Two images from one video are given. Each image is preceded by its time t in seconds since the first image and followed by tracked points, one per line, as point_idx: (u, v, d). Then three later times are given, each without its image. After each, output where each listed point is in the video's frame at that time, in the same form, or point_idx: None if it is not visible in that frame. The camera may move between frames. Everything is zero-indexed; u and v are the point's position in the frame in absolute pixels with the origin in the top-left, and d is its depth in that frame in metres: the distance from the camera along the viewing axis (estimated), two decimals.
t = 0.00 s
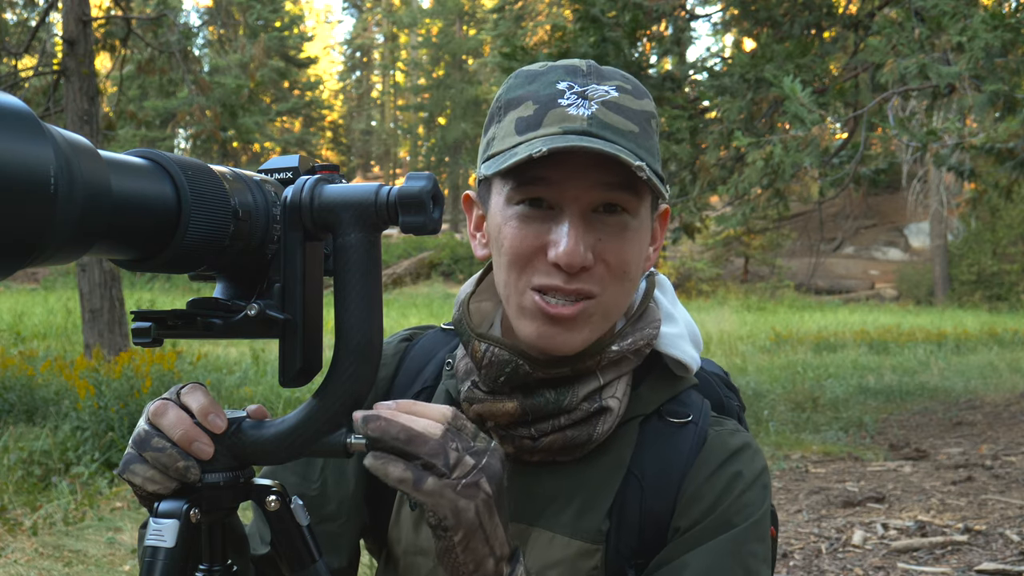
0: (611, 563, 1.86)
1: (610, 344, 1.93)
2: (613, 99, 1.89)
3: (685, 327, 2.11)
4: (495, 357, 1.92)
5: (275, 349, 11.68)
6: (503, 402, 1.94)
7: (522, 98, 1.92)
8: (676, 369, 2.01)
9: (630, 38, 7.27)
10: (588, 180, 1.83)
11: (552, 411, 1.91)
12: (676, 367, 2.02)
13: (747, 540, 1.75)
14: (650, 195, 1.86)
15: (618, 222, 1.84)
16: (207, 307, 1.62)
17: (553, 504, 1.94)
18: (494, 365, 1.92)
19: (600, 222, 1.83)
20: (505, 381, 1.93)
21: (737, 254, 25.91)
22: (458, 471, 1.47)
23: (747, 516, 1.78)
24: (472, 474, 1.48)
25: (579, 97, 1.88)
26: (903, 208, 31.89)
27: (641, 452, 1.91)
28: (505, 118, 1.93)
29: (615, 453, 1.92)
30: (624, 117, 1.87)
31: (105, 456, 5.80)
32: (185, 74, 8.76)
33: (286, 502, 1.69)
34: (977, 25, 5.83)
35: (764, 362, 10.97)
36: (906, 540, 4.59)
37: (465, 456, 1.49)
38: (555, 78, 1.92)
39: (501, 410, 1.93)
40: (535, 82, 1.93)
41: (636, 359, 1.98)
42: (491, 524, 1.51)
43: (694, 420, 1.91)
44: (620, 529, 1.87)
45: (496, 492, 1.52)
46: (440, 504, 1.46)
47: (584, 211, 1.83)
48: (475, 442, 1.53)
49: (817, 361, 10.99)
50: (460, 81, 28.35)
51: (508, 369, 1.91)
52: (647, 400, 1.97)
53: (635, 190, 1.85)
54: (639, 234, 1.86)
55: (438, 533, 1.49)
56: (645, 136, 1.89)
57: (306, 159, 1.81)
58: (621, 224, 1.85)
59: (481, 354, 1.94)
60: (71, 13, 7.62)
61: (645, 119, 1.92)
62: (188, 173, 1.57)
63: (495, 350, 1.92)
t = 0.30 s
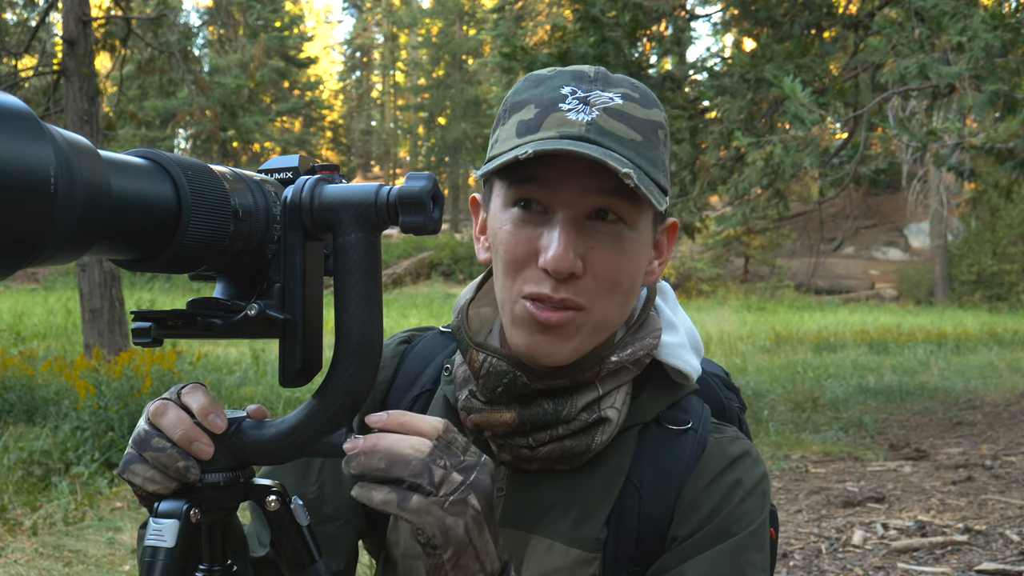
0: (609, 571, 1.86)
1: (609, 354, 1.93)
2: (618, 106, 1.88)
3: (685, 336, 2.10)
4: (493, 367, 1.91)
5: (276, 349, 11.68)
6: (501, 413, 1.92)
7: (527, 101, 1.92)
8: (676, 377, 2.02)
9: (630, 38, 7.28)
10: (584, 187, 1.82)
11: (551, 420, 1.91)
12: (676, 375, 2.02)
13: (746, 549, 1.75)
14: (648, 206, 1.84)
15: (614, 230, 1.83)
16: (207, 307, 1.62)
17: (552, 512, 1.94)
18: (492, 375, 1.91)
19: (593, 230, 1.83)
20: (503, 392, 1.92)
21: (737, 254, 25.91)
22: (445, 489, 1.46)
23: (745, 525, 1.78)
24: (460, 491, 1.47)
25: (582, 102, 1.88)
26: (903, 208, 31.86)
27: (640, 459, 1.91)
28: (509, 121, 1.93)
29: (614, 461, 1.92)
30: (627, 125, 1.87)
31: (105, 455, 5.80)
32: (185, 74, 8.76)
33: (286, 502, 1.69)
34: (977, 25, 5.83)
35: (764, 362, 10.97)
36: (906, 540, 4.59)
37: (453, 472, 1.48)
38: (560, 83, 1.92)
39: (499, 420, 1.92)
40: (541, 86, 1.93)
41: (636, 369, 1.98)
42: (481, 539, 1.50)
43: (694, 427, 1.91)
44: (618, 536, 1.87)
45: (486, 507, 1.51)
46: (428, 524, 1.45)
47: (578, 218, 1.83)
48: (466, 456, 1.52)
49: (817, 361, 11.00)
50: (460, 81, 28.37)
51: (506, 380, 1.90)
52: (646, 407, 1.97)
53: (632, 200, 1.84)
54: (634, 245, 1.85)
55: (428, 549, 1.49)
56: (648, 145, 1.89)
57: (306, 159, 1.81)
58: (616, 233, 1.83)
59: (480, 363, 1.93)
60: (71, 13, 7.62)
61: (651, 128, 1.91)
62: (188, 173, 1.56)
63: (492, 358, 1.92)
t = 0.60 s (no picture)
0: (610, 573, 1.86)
1: (613, 360, 1.93)
2: (625, 113, 1.89)
3: (687, 339, 2.10)
4: (495, 372, 1.90)
5: (275, 349, 11.68)
6: (503, 417, 1.92)
7: (535, 104, 1.92)
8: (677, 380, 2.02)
9: (630, 38, 7.29)
10: (587, 193, 1.82)
11: (553, 424, 1.91)
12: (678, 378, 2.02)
13: (746, 551, 1.76)
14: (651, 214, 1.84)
15: (615, 237, 1.84)
16: (207, 307, 1.62)
17: (553, 515, 1.94)
18: (494, 380, 1.90)
19: (595, 235, 1.83)
20: (506, 396, 1.91)
21: (737, 254, 25.92)
22: (437, 493, 1.46)
23: (744, 527, 1.79)
24: (453, 496, 1.46)
25: (589, 107, 1.88)
26: (903, 208, 31.85)
27: (640, 461, 1.91)
28: (516, 124, 1.93)
29: (616, 463, 1.92)
30: (633, 131, 1.87)
31: (105, 456, 5.80)
32: (185, 74, 8.76)
33: (286, 502, 1.68)
34: (977, 25, 5.83)
35: (764, 362, 10.97)
36: (906, 540, 4.59)
37: (446, 476, 1.47)
38: (568, 86, 1.92)
39: (501, 425, 1.92)
40: (550, 89, 1.94)
41: (638, 374, 1.98)
42: (472, 545, 1.49)
43: (694, 429, 1.92)
44: (618, 538, 1.86)
45: (478, 512, 1.50)
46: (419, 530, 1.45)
47: (580, 223, 1.83)
48: (462, 458, 1.52)
49: (817, 361, 11.00)
50: (460, 81, 28.39)
51: (509, 385, 1.90)
52: (648, 410, 1.98)
53: (635, 207, 1.84)
54: (636, 252, 1.85)
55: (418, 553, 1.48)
56: (655, 151, 1.89)
57: (306, 159, 1.81)
58: (618, 240, 1.84)
59: (481, 368, 1.92)
60: (71, 13, 7.62)
61: (659, 136, 1.91)
62: (188, 173, 1.57)
63: (493, 362, 1.92)
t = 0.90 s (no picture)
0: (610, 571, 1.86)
1: (611, 357, 1.93)
2: (621, 110, 1.88)
3: (685, 337, 2.10)
4: (494, 371, 1.90)
5: (275, 349, 11.67)
6: (502, 416, 1.92)
7: (530, 103, 1.92)
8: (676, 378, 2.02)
9: (630, 38, 7.29)
10: (587, 191, 1.83)
11: (551, 423, 1.91)
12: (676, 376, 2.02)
13: (745, 549, 1.76)
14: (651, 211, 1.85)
15: (616, 234, 1.84)
16: (207, 307, 1.62)
17: (553, 514, 1.94)
18: (493, 379, 1.90)
19: (595, 233, 1.83)
20: (504, 396, 1.91)
21: (737, 254, 25.92)
22: (438, 494, 1.45)
23: (743, 525, 1.79)
24: (453, 497, 1.46)
25: (585, 105, 1.88)
26: (903, 208, 31.83)
27: (640, 459, 1.91)
28: (511, 123, 1.93)
29: (615, 462, 1.92)
30: (629, 128, 1.87)
31: (105, 456, 5.80)
32: (185, 74, 8.76)
33: (286, 502, 1.68)
34: (977, 25, 5.83)
35: (764, 362, 10.97)
36: (906, 540, 4.59)
37: (447, 477, 1.47)
38: (563, 85, 1.92)
39: (500, 423, 1.91)
40: (544, 88, 1.93)
41: (637, 371, 1.98)
42: (472, 546, 1.48)
43: (693, 427, 1.92)
44: (618, 537, 1.86)
45: (479, 513, 1.49)
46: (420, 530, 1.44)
47: (580, 222, 1.83)
48: (462, 460, 1.52)
49: (817, 361, 11.00)
50: (460, 81, 28.38)
51: (507, 384, 1.89)
52: (647, 409, 1.97)
53: (635, 204, 1.85)
54: (636, 249, 1.86)
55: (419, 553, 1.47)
56: (651, 148, 1.88)
57: (306, 158, 1.81)
58: (617, 237, 1.84)
59: (480, 367, 1.92)
60: (71, 13, 7.62)
61: (655, 133, 1.92)
62: (188, 173, 1.56)
63: (492, 361, 1.92)
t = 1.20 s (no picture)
0: (608, 568, 1.86)
1: (609, 352, 1.94)
2: (617, 107, 1.89)
3: (683, 333, 2.11)
4: (492, 365, 1.93)
5: (276, 349, 11.68)
6: (501, 412, 1.94)
7: (525, 103, 1.92)
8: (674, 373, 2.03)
9: (630, 38, 7.29)
10: (590, 190, 1.83)
11: (549, 419, 1.92)
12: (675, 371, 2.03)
13: (743, 548, 1.75)
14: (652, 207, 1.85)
15: (619, 231, 1.84)
16: (207, 307, 1.62)
17: (553, 511, 1.94)
18: (492, 373, 1.93)
19: (598, 231, 1.83)
20: (503, 390, 1.94)
21: (737, 254, 25.93)
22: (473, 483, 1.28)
23: (741, 523, 1.78)
24: (487, 489, 1.29)
25: (582, 103, 1.88)
26: (903, 208, 31.80)
27: (639, 456, 1.91)
28: (507, 123, 1.93)
29: (614, 458, 1.93)
30: (626, 125, 1.87)
31: (105, 456, 5.80)
32: (185, 74, 8.76)
33: (286, 502, 1.69)
34: (977, 25, 5.83)
35: (763, 362, 10.97)
36: (905, 540, 4.59)
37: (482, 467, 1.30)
38: (557, 84, 1.92)
39: (499, 418, 1.94)
40: (538, 88, 1.93)
41: (635, 367, 1.98)
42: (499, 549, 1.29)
43: (691, 425, 1.91)
44: (616, 534, 1.86)
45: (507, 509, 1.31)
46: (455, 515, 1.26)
47: (582, 221, 1.83)
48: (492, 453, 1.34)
49: (817, 361, 11.00)
50: (460, 81, 28.39)
51: (506, 378, 1.92)
52: (646, 404, 1.98)
53: (635, 200, 1.85)
54: (639, 244, 1.86)
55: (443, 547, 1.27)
56: (647, 145, 1.89)
57: (306, 159, 1.81)
58: (620, 234, 1.84)
59: (479, 361, 1.95)
60: (71, 13, 7.62)
61: (652, 130, 1.93)
62: (188, 173, 1.57)
63: (494, 358, 1.93)
